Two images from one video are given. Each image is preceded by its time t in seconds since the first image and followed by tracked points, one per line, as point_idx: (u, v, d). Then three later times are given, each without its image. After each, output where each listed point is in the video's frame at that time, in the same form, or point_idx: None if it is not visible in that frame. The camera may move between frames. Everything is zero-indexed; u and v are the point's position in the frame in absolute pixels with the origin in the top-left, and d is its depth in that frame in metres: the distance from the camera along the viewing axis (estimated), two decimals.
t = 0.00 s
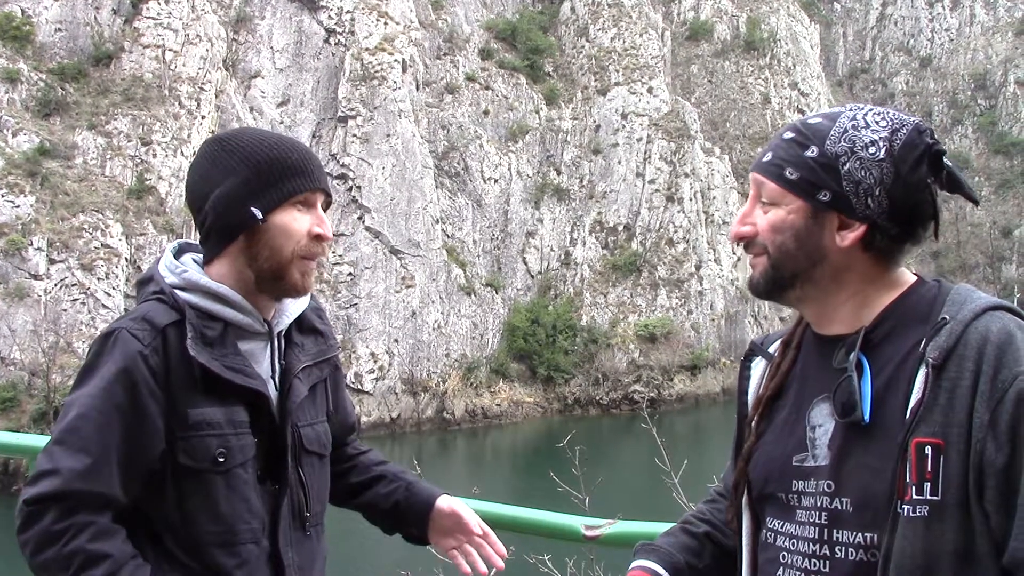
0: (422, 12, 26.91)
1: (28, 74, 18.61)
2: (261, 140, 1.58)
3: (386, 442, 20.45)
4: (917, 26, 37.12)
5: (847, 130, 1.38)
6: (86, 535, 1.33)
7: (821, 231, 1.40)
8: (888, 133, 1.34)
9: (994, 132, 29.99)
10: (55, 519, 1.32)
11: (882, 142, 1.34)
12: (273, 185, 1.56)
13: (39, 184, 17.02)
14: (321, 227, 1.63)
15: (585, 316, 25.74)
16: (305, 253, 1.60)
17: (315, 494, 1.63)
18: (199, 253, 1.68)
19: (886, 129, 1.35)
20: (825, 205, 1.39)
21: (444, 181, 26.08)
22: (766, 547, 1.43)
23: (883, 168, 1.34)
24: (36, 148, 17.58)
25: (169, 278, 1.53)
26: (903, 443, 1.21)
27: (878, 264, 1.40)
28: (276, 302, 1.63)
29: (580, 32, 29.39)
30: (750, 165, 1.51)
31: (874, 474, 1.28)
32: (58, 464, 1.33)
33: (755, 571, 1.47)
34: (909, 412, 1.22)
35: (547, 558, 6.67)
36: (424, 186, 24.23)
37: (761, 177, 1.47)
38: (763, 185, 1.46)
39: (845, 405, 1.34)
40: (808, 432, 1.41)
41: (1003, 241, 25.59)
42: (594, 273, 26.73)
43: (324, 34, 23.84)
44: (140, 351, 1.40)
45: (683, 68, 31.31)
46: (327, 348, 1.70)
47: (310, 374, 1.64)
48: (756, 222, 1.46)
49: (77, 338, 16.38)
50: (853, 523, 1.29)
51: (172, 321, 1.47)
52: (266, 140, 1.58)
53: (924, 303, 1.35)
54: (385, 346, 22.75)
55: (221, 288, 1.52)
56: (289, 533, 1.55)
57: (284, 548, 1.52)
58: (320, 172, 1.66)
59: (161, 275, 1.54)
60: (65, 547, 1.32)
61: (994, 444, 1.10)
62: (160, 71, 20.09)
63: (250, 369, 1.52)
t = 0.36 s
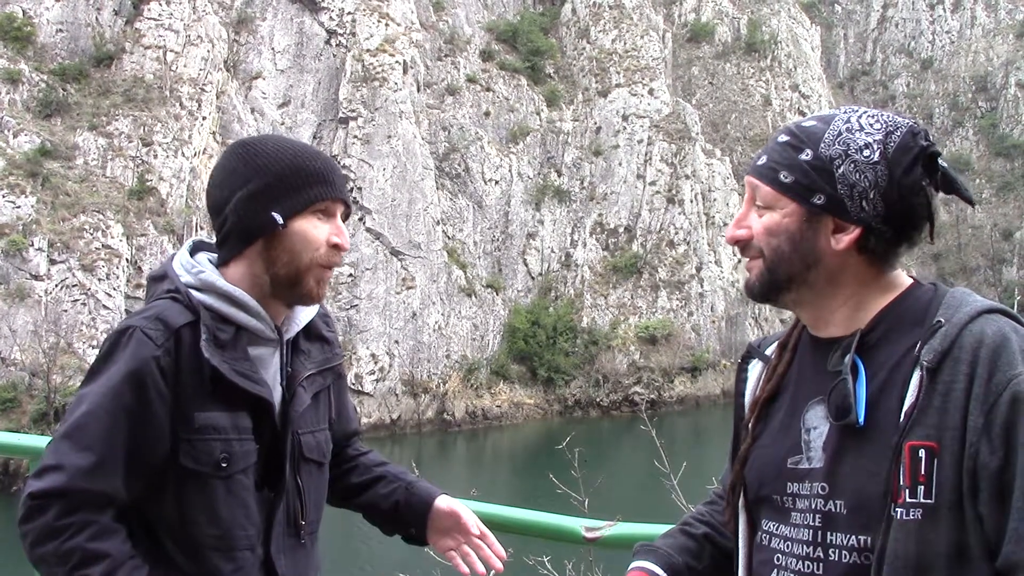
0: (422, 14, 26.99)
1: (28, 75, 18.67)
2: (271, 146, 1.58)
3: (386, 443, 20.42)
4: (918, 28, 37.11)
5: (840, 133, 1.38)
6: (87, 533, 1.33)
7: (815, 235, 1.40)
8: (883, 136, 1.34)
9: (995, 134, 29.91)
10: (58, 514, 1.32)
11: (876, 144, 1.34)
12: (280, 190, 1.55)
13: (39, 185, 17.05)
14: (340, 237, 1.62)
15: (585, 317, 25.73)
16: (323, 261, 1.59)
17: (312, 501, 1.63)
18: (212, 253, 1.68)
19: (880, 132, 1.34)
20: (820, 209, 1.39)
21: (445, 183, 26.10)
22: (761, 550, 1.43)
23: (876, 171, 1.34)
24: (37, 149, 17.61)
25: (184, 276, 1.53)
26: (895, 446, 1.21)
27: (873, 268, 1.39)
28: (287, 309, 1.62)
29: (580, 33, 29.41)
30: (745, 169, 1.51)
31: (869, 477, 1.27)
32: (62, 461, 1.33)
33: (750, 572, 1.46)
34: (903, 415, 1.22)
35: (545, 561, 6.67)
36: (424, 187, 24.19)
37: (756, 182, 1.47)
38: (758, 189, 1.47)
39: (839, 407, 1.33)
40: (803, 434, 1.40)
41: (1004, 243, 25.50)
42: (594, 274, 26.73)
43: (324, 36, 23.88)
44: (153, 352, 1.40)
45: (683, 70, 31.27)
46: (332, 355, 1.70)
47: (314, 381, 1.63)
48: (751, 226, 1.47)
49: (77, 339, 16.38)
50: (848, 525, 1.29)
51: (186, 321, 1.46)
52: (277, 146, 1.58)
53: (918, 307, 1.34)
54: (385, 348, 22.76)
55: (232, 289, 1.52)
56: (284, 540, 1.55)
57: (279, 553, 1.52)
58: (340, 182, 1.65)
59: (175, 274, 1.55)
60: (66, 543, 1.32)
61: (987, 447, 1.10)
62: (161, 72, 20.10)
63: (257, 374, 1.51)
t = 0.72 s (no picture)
0: (422, 17, 27.05)
1: (28, 77, 18.69)
2: (269, 149, 1.58)
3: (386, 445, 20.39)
4: (917, 30, 37.11)
5: (839, 137, 1.37)
6: (90, 529, 1.33)
7: (816, 239, 1.40)
8: (881, 139, 1.34)
9: (995, 137, 29.92)
10: (61, 510, 1.33)
11: (874, 149, 1.34)
12: (278, 192, 1.55)
13: (39, 188, 17.05)
14: (341, 237, 1.61)
15: (585, 320, 25.73)
16: (326, 261, 1.59)
17: (314, 503, 1.62)
18: (216, 253, 1.67)
19: (879, 136, 1.34)
20: (820, 213, 1.38)
21: (445, 185, 26.12)
22: (759, 550, 1.42)
23: (875, 174, 1.33)
24: (37, 151, 17.62)
25: (188, 274, 1.53)
26: (896, 447, 1.21)
27: (874, 270, 1.39)
28: (289, 309, 1.62)
29: (580, 36, 29.41)
30: (745, 175, 1.51)
31: (869, 476, 1.27)
32: (66, 456, 1.34)
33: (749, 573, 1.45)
34: (905, 416, 1.22)
35: (544, 562, 6.61)
36: (424, 190, 24.20)
37: (756, 188, 1.47)
38: (758, 194, 1.46)
39: (840, 409, 1.33)
40: (803, 436, 1.40)
41: (1003, 246, 25.48)
42: (595, 277, 26.72)
43: (325, 38, 23.84)
44: (153, 348, 1.39)
45: (683, 72, 31.27)
46: (336, 357, 1.69)
47: (318, 383, 1.63)
48: (752, 231, 1.46)
49: (77, 341, 16.35)
50: (845, 527, 1.28)
51: (188, 316, 1.46)
52: (279, 147, 1.58)
53: (922, 311, 1.33)
54: (385, 350, 22.75)
55: (235, 286, 1.51)
56: (285, 543, 1.54)
57: (280, 554, 1.51)
58: (341, 184, 1.65)
59: (179, 272, 1.54)
60: (68, 538, 1.32)
61: (987, 451, 1.10)
62: (161, 75, 20.07)
63: (257, 373, 1.51)
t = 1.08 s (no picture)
0: (422, 20, 27.06)
1: (28, 81, 18.70)
2: (257, 153, 1.58)
3: (387, 448, 20.38)
4: (917, 30, 37.11)
5: (840, 140, 1.37)
6: (96, 537, 1.33)
7: (822, 242, 1.40)
8: (883, 140, 1.33)
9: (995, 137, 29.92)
10: (67, 520, 1.33)
11: (877, 150, 1.33)
12: (270, 195, 1.55)
13: (39, 191, 17.04)
14: (328, 239, 1.61)
15: (586, 321, 25.73)
16: (313, 263, 1.58)
17: (316, 502, 1.61)
18: (206, 259, 1.67)
19: (880, 137, 1.34)
20: (824, 218, 1.38)
21: (445, 187, 26.11)
22: (763, 550, 1.42)
23: (879, 176, 1.33)
24: (37, 154, 17.62)
25: (177, 277, 1.52)
26: (902, 448, 1.20)
27: (880, 270, 1.38)
28: (279, 310, 1.62)
29: (580, 37, 29.41)
30: (747, 180, 1.51)
31: (874, 476, 1.26)
32: (68, 466, 1.34)
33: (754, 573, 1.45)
34: (912, 418, 1.21)
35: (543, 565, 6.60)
36: (425, 192, 24.15)
37: (758, 195, 1.48)
38: (763, 200, 1.46)
39: (845, 410, 1.33)
40: (809, 435, 1.39)
41: (1004, 245, 25.52)
42: (595, 278, 26.72)
43: (324, 41, 23.87)
44: (149, 352, 1.39)
45: (683, 74, 31.28)
46: (326, 357, 1.69)
47: (310, 383, 1.63)
48: (758, 238, 1.46)
49: (78, 345, 16.36)
50: (849, 527, 1.28)
51: (183, 320, 1.45)
52: (271, 151, 1.58)
53: (929, 312, 1.33)
54: (386, 352, 22.74)
55: (228, 289, 1.50)
56: (290, 542, 1.54)
57: (286, 554, 1.51)
58: (328, 185, 1.65)
59: (169, 275, 1.53)
60: (76, 547, 1.33)
61: (995, 453, 1.09)
62: (161, 78, 20.08)
63: (254, 375, 1.50)
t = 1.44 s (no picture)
0: (421, 22, 27.02)
1: (27, 85, 18.73)
2: (255, 156, 1.57)
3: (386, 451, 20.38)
4: (915, 31, 37.11)
5: (838, 143, 1.37)
6: (101, 545, 1.32)
7: (824, 242, 1.40)
8: (881, 140, 1.34)
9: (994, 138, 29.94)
10: (71, 528, 1.32)
11: (875, 151, 1.34)
12: (266, 199, 1.54)
13: (38, 195, 17.04)
14: (328, 243, 1.62)
15: (585, 323, 25.73)
16: (312, 267, 1.59)
17: (314, 502, 1.61)
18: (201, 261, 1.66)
19: (878, 138, 1.34)
20: (826, 218, 1.38)
21: (444, 190, 26.09)
22: (770, 552, 1.41)
23: (880, 176, 1.33)
24: (36, 158, 17.64)
25: (175, 279, 1.51)
26: (910, 447, 1.20)
27: (883, 269, 1.38)
28: (276, 313, 1.61)
29: (579, 39, 29.42)
30: (749, 183, 1.51)
31: (881, 477, 1.26)
32: (70, 474, 1.32)
33: None
34: (918, 417, 1.21)
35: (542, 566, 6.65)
36: (423, 194, 24.14)
37: (759, 198, 1.47)
38: (764, 201, 1.45)
39: (851, 411, 1.32)
40: (813, 437, 1.39)
41: (1003, 246, 25.55)
42: (594, 280, 26.72)
43: (323, 43, 23.85)
44: (150, 358, 1.38)
45: (681, 75, 31.29)
46: (321, 356, 1.69)
47: (306, 382, 1.63)
48: (760, 239, 1.45)
49: (77, 348, 16.34)
50: (857, 527, 1.27)
51: (181, 325, 1.44)
52: (269, 152, 1.57)
53: (933, 313, 1.32)
54: (385, 355, 22.72)
55: (225, 291, 1.50)
56: (291, 545, 1.54)
57: (288, 556, 1.51)
58: (325, 188, 1.65)
59: (164, 279, 1.52)
60: (80, 556, 1.31)
61: (1002, 452, 1.09)
62: (159, 81, 20.10)
63: (253, 377, 1.50)
